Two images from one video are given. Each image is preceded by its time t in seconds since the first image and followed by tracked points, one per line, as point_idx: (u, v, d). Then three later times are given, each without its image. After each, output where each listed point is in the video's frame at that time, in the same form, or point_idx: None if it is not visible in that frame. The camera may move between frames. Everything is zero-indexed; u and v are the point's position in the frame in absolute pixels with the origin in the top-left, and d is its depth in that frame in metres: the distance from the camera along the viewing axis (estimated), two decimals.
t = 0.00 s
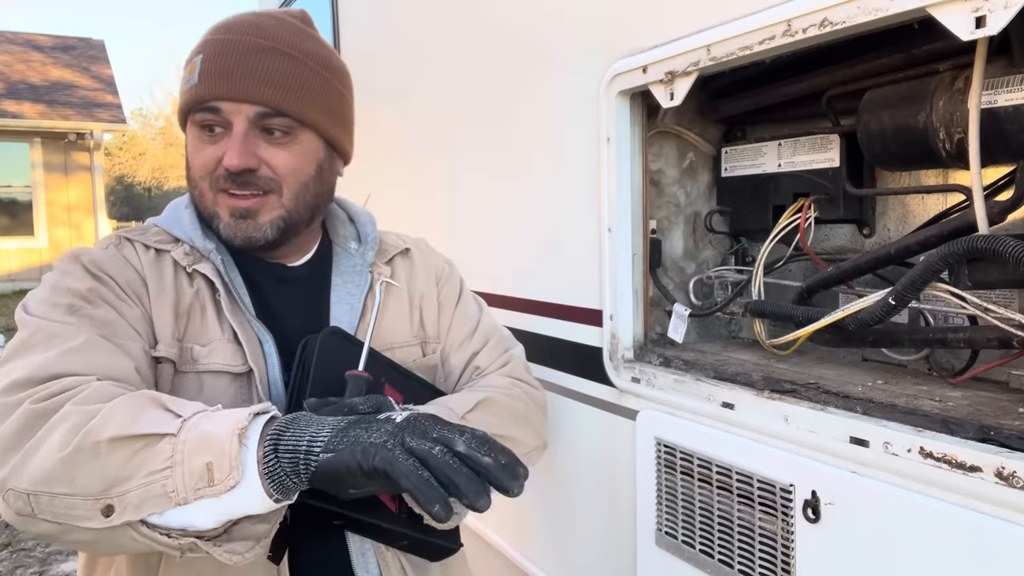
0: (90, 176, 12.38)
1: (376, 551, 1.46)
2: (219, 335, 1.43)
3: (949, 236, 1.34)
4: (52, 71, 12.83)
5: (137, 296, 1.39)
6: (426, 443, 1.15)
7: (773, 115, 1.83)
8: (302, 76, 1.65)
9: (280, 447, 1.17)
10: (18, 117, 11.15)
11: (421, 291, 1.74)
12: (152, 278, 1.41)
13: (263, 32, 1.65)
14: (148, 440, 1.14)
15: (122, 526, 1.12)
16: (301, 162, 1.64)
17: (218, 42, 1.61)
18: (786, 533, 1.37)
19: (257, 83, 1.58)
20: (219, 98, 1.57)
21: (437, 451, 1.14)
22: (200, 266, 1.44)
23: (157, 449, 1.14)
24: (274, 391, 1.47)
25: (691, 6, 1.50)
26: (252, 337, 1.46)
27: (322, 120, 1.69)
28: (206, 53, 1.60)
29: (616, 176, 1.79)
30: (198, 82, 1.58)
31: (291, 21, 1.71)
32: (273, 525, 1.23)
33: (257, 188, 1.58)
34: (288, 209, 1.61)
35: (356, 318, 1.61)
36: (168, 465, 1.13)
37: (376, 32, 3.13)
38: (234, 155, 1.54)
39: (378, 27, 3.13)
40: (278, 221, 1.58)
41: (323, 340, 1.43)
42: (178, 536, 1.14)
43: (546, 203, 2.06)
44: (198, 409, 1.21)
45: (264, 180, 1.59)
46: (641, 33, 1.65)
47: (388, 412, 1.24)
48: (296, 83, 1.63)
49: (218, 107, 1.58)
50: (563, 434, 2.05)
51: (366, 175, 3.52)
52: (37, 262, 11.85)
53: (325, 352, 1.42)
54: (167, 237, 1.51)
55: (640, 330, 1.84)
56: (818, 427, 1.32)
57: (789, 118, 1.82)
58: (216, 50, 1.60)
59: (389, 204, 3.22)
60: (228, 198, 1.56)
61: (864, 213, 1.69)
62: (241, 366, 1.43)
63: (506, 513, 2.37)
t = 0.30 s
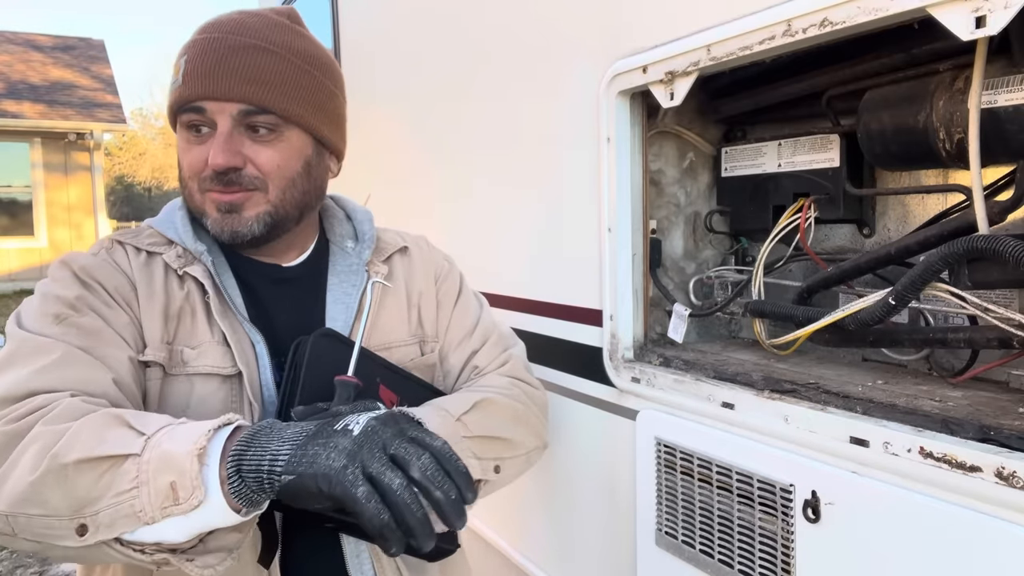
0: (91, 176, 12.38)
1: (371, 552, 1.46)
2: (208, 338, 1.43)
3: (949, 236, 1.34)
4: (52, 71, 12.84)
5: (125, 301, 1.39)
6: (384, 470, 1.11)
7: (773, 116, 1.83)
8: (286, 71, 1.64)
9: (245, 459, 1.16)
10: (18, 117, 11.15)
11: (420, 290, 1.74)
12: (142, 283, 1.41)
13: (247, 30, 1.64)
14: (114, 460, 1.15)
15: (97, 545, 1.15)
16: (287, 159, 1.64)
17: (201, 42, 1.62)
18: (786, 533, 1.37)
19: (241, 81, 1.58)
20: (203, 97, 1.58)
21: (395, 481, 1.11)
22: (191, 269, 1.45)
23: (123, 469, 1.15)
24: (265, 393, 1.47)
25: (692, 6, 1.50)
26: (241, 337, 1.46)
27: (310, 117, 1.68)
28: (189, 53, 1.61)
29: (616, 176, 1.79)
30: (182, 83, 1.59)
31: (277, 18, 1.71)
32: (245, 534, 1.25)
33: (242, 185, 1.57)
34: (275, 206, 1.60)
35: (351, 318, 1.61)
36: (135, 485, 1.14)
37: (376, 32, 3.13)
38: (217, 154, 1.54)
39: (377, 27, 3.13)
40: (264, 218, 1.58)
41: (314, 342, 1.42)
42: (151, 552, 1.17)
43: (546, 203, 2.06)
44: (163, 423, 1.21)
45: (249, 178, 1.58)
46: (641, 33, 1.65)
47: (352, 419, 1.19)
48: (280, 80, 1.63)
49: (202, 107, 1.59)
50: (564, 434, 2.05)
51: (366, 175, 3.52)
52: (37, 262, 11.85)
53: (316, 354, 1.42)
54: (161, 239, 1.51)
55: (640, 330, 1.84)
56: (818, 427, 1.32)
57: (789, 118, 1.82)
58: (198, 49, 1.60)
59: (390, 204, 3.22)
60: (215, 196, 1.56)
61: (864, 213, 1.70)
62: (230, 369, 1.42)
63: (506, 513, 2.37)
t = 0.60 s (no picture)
0: (91, 176, 12.38)
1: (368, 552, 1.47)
2: (200, 340, 1.43)
3: (949, 236, 1.34)
4: (52, 71, 12.84)
5: (115, 309, 1.39)
6: (336, 519, 1.11)
7: (773, 116, 1.83)
8: (280, 70, 1.64)
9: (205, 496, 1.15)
10: (18, 117, 11.15)
11: (419, 290, 1.74)
12: (133, 286, 1.41)
13: (243, 29, 1.65)
14: (79, 504, 1.15)
15: None
16: (284, 156, 1.63)
17: (197, 42, 1.62)
18: (786, 533, 1.37)
19: (235, 79, 1.58)
20: (198, 96, 1.58)
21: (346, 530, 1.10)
22: (185, 271, 1.45)
23: (89, 511, 1.15)
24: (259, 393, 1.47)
25: (692, 6, 1.50)
26: (234, 339, 1.46)
27: (305, 116, 1.68)
28: (186, 53, 1.62)
29: (616, 176, 1.79)
30: (178, 82, 1.60)
31: (273, 18, 1.72)
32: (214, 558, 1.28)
33: (238, 184, 1.57)
34: (271, 203, 1.60)
35: (350, 318, 1.61)
36: (101, 527, 1.14)
37: (376, 32, 3.13)
38: (213, 151, 1.54)
39: (377, 27, 3.12)
40: (261, 216, 1.57)
41: (312, 342, 1.43)
42: None
43: (546, 203, 2.06)
44: (124, 458, 1.19)
45: (245, 176, 1.57)
46: (641, 34, 1.65)
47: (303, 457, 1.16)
48: (274, 78, 1.62)
49: (197, 106, 1.59)
50: (563, 434, 2.05)
51: (366, 175, 3.52)
52: (37, 262, 11.85)
53: (315, 353, 1.42)
54: (160, 240, 1.51)
55: (640, 330, 1.84)
56: (818, 427, 1.32)
57: (789, 118, 1.82)
58: (194, 49, 1.61)
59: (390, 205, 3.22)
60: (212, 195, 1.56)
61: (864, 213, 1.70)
62: (222, 370, 1.41)
63: (506, 513, 2.37)
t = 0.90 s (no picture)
0: (91, 176, 12.38)
1: (373, 553, 1.48)
2: (191, 346, 1.41)
3: (949, 236, 1.34)
4: (52, 71, 12.85)
5: (94, 326, 1.37)
6: None
7: (773, 115, 1.83)
8: (290, 67, 1.64)
9: None
10: (18, 117, 11.15)
11: (425, 291, 1.73)
12: (120, 293, 1.40)
13: (253, 26, 1.65)
14: None
15: None
16: (293, 155, 1.64)
17: (207, 38, 1.63)
18: (786, 533, 1.37)
19: (244, 75, 1.58)
20: (206, 93, 1.58)
21: None
22: (182, 273, 1.45)
23: None
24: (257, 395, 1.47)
25: (692, 6, 1.50)
26: (229, 345, 1.46)
27: (313, 113, 1.68)
28: (195, 48, 1.62)
29: (616, 177, 1.79)
30: (187, 78, 1.60)
31: (281, 17, 1.72)
32: None
33: (249, 180, 1.57)
34: (280, 202, 1.60)
35: (357, 319, 1.61)
36: None
37: (376, 32, 3.13)
38: (223, 147, 1.54)
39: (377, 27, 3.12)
40: (270, 216, 1.57)
41: (327, 345, 1.43)
42: None
43: (546, 202, 2.06)
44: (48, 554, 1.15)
45: (254, 172, 1.58)
46: (641, 34, 1.65)
47: None
48: (284, 75, 1.63)
49: (207, 102, 1.60)
50: (563, 434, 2.05)
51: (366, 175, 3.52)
52: (37, 262, 11.85)
53: (330, 357, 1.42)
54: (160, 240, 1.52)
55: (640, 330, 1.84)
56: (818, 427, 1.32)
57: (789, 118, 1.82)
58: (204, 45, 1.61)
59: (390, 204, 3.22)
60: (222, 195, 1.56)
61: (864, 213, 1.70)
62: (213, 375, 1.40)
63: (506, 513, 2.37)
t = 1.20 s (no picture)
0: (91, 176, 12.38)
1: (370, 556, 1.48)
2: (186, 350, 1.42)
3: (949, 235, 1.34)
4: (52, 71, 12.85)
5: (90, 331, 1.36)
6: None
7: (773, 115, 1.83)
8: (293, 68, 1.64)
9: None
10: (18, 117, 11.16)
11: (426, 292, 1.74)
12: (115, 296, 1.40)
13: (257, 28, 1.65)
14: None
15: None
16: (296, 156, 1.63)
17: (210, 40, 1.62)
18: (786, 533, 1.37)
19: (246, 76, 1.58)
20: (209, 95, 1.58)
21: None
22: (179, 275, 1.45)
23: None
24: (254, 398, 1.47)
25: (691, 6, 1.50)
26: (225, 348, 1.46)
27: (316, 113, 1.68)
28: (198, 51, 1.62)
29: (616, 177, 1.79)
30: (190, 80, 1.60)
31: (283, 17, 1.71)
32: None
33: (252, 182, 1.58)
34: (284, 204, 1.60)
35: (356, 322, 1.61)
36: None
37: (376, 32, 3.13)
38: (226, 149, 1.54)
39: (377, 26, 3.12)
40: (274, 217, 1.58)
41: (321, 348, 1.43)
42: None
43: (546, 202, 2.06)
44: None
45: (258, 174, 1.58)
46: (640, 34, 1.65)
47: None
48: (287, 76, 1.62)
49: (209, 104, 1.59)
50: (563, 434, 2.05)
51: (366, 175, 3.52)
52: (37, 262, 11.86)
53: (325, 361, 1.42)
54: (160, 242, 1.52)
55: (640, 330, 1.84)
56: (818, 427, 1.32)
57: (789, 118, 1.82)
58: (206, 47, 1.61)
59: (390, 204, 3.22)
60: (225, 196, 1.56)
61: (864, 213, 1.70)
62: (207, 379, 1.40)
63: (506, 513, 2.37)
